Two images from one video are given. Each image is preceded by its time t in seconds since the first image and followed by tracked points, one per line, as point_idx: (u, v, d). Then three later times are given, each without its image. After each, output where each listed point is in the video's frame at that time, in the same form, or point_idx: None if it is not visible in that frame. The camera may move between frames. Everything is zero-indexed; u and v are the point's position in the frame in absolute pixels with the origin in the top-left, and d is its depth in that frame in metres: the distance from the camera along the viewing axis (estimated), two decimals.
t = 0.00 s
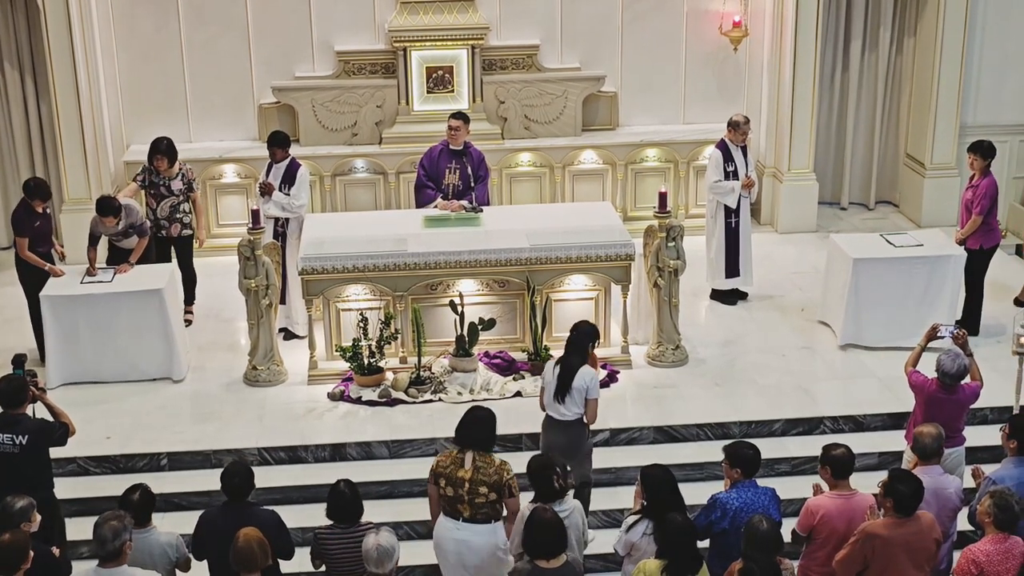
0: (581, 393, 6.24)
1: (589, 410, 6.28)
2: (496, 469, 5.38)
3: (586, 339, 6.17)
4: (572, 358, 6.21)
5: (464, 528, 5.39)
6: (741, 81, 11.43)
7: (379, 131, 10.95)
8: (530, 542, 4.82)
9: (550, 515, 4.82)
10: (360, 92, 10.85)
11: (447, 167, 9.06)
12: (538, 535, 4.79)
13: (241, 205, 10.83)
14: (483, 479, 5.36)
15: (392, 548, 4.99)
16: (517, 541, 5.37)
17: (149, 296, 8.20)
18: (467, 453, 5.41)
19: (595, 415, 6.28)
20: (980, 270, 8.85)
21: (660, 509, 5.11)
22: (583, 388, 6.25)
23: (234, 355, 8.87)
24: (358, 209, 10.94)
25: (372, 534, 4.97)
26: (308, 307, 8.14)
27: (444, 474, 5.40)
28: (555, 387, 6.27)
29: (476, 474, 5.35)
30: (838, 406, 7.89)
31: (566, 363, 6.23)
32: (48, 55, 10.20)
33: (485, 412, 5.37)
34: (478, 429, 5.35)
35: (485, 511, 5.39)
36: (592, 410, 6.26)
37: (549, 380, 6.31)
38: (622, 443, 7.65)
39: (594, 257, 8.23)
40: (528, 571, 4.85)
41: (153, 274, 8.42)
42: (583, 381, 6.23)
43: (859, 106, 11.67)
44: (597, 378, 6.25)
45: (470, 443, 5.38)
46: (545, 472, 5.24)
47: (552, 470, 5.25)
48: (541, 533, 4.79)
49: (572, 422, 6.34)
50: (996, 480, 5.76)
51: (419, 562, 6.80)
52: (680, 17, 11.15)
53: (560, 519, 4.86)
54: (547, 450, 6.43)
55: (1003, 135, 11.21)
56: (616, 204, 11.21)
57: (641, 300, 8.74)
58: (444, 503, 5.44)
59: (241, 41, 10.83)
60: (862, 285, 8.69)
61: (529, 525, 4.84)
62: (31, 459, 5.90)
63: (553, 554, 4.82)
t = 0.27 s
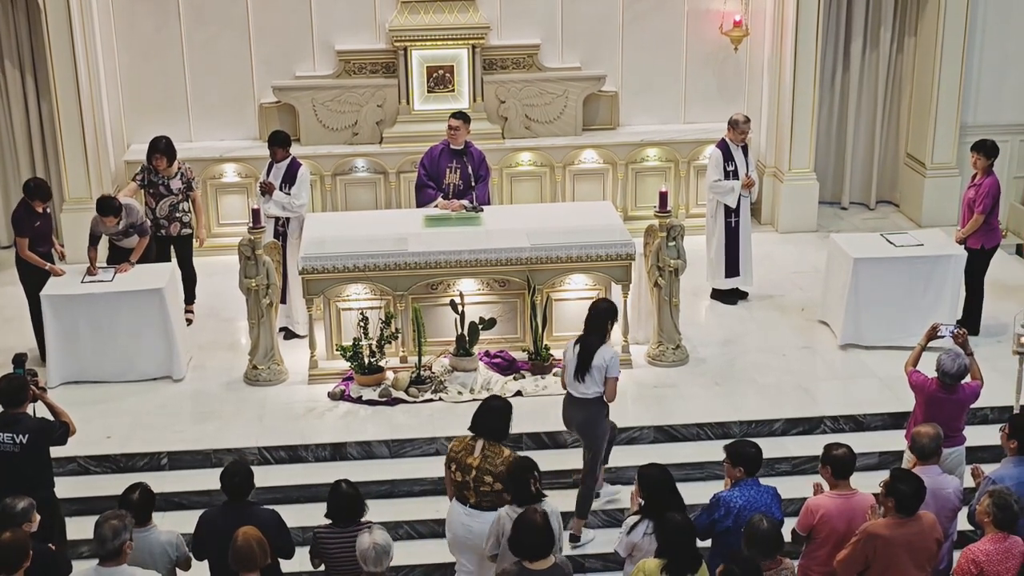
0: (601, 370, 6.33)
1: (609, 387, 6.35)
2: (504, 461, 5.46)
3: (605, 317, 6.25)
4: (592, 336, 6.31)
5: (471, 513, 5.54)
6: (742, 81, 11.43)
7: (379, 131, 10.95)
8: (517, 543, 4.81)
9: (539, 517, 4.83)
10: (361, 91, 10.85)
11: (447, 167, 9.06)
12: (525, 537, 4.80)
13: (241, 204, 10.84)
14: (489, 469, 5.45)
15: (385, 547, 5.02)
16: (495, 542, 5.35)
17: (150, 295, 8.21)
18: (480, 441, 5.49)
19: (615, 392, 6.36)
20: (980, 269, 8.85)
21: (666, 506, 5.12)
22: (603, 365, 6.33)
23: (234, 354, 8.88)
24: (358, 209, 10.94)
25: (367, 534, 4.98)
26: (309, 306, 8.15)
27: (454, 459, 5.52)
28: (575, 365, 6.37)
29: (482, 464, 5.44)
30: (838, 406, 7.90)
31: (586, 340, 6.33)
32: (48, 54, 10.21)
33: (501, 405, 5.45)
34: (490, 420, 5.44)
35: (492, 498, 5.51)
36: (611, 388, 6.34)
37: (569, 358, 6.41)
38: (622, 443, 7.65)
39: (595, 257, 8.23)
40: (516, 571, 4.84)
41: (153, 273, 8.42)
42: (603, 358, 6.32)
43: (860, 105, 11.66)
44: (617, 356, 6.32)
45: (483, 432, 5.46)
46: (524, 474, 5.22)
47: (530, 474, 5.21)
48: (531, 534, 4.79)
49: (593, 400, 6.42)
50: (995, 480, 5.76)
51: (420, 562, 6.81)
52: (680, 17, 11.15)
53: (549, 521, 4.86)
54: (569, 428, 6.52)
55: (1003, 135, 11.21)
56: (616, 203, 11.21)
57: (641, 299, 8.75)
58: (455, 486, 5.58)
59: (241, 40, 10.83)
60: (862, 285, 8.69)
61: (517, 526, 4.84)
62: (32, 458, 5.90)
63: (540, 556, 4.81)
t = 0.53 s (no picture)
0: (625, 348, 6.45)
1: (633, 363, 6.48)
2: (528, 430, 5.64)
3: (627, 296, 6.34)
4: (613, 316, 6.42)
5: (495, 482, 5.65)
6: (742, 81, 11.43)
7: (379, 131, 10.96)
8: (513, 542, 4.82)
9: (532, 518, 4.84)
10: (361, 91, 10.85)
11: (447, 167, 9.06)
12: (518, 536, 4.81)
13: (241, 204, 10.84)
14: (514, 437, 5.62)
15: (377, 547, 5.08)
16: (484, 542, 5.38)
17: (150, 295, 8.21)
18: (506, 411, 5.67)
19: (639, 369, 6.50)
20: (980, 269, 8.85)
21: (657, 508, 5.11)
22: (626, 343, 6.46)
23: (234, 354, 8.87)
24: (358, 209, 10.94)
25: (355, 533, 5.04)
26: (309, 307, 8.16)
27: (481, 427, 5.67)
28: (599, 345, 6.48)
29: (509, 431, 5.61)
30: (838, 406, 7.89)
31: (607, 320, 6.44)
32: (48, 53, 10.22)
33: (531, 375, 5.64)
34: (519, 388, 5.62)
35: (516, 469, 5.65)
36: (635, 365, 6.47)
37: (591, 340, 6.53)
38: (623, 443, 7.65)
39: (595, 256, 8.23)
40: (511, 571, 4.83)
41: (153, 273, 8.42)
42: (626, 336, 6.44)
43: (860, 105, 11.66)
44: (639, 334, 6.46)
45: (510, 402, 5.65)
46: (512, 475, 5.26)
47: (518, 473, 5.26)
48: (525, 533, 4.80)
49: (617, 378, 6.55)
50: (994, 480, 5.76)
51: (420, 562, 6.81)
52: (680, 17, 11.15)
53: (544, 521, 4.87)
54: (593, 407, 6.66)
55: (1003, 135, 11.21)
56: (616, 203, 11.21)
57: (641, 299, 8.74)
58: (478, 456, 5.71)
59: (241, 40, 10.83)
60: (862, 285, 8.69)
61: (511, 526, 4.86)
62: (32, 457, 5.90)
63: (537, 555, 4.82)
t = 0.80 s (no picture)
0: (642, 327, 6.59)
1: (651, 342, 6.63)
2: (548, 413, 5.75)
3: (644, 277, 6.46)
4: (631, 297, 6.56)
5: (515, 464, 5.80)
6: (742, 81, 11.43)
7: (379, 131, 10.96)
8: (514, 543, 4.82)
9: (529, 518, 4.85)
10: (361, 91, 10.85)
11: (447, 167, 9.06)
12: (517, 536, 4.81)
13: (241, 204, 10.84)
14: (535, 420, 5.74)
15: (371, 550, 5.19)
16: (482, 540, 5.42)
17: (150, 295, 8.21)
18: (526, 393, 5.77)
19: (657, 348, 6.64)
20: (980, 270, 8.86)
21: (639, 507, 5.10)
22: (644, 323, 6.60)
23: (235, 353, 8.88)
24: (358, 209, 10.95)
25: (347, 533, 5.14)
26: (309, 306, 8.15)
27: (501, 410, 5.79)
28: (617, 324, 6.63)
29: (530, 415, 5.73)
30: (839, 406, 7.89)
31: (626, 301, 6.58)
32: (48, 53, 10.23)
33: (551, 358, 5.68)
34: (539, 373, 5.69)
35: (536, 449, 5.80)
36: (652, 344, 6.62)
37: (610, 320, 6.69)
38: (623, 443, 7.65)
39: (595, 256, 8.23)
40: (512, 571, 4.83)
41: (153, 273, 8.42)
42: (644, 317, 6.58)
43: (859, 105, 11.66)
44: (657, 314, 6.58)
45: (530, 385, 5.73)
46: (509, 474, 5.26)
47: (516, 473, 5.26)
48: (524, 533, 4.81)
49: (636, 356, 6.71)
50: (994, 480, 5.76)
51: (420, 562, 6.81)
52: (680, 17, 11.15)
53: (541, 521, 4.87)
54: (615, 386, 6.79)
55: (1003, 135, 11.21)
56: (616, 203, 11.21)
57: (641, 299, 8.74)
58: (499, 436, 5.85)
59: (242, 40, 10.83)
60: (862, 285, 8.69)
61: (511, 526, 4.86)
62: (31, 457, 5.90)
63: (539, 554, 4.82)
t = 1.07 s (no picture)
0: (669, 307, 6.89)
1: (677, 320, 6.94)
2: (564, 384, 6.12)
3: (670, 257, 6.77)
4: (658, 278, 6.86)
5: (536, 434, 6.28)
6: (742, 81, 11.43)
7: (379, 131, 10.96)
8: (518, 543, 4.82)
9: (533, 518, 4.84)
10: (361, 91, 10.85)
11: (448, 167, 9.05)
12: (523, 536, 4.81)
13: (241, 204, 10.83)
14: (552, 392, 6.14)
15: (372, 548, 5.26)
16: (478, 534, 5.46)
17: (150, 295, 8.21)
18: (544, 367, 6.14)
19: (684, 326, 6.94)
20: (980, 270, 8.86)
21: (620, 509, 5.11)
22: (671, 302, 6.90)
23: (235, 353, 8.88)
24: (358, 209, 10.95)
25: (342, 532, 5.10)
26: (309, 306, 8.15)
27: (521, 383, 6.20)
28: (645, 303, 6.93)
29: (547, 388, 6.12)
30: (838, 406, 7.90)
31: (652, 282, 6.90)
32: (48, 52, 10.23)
33: (565, 335, 6.01)
34: (554, 351, 6.04)
35: (555, 417, 6.23)
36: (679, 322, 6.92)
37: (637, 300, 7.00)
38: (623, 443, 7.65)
39: (595, 256, 8.23)
40: (513, 569, 4.84)
41: (153, 273, 8.42)
42: (670, 296, 6.88)
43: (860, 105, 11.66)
44: (682, 294, 6.89)
45: (547, 359, 6.09)
46: (508, 471, 5.31)
47: (514, 469, 5.31)
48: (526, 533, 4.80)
49: (662, 335, 6.98)
50: (994, 481, 5.76)
51: (420, 561, 6.81)
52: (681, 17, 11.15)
53: (545, 521, 4.87)
54: (640, 363, 7.05)
55: (1004, 135, 11.20)
56: (616, 203, 11.21)
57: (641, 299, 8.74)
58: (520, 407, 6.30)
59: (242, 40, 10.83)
60: (862, 286, 8.70)
61: (513, 526, 4.85)
62: (32, 457, 5.91)
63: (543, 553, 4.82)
